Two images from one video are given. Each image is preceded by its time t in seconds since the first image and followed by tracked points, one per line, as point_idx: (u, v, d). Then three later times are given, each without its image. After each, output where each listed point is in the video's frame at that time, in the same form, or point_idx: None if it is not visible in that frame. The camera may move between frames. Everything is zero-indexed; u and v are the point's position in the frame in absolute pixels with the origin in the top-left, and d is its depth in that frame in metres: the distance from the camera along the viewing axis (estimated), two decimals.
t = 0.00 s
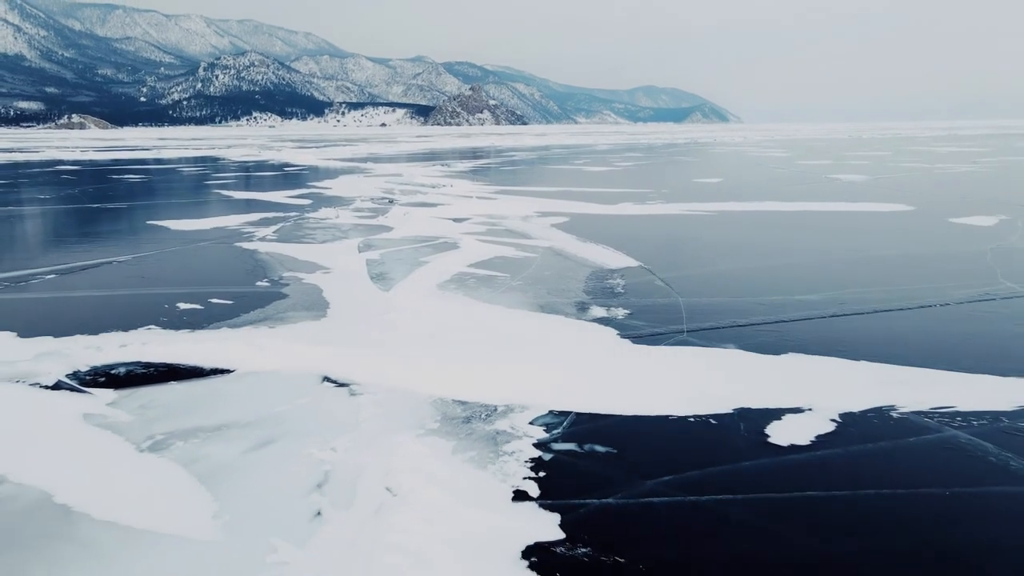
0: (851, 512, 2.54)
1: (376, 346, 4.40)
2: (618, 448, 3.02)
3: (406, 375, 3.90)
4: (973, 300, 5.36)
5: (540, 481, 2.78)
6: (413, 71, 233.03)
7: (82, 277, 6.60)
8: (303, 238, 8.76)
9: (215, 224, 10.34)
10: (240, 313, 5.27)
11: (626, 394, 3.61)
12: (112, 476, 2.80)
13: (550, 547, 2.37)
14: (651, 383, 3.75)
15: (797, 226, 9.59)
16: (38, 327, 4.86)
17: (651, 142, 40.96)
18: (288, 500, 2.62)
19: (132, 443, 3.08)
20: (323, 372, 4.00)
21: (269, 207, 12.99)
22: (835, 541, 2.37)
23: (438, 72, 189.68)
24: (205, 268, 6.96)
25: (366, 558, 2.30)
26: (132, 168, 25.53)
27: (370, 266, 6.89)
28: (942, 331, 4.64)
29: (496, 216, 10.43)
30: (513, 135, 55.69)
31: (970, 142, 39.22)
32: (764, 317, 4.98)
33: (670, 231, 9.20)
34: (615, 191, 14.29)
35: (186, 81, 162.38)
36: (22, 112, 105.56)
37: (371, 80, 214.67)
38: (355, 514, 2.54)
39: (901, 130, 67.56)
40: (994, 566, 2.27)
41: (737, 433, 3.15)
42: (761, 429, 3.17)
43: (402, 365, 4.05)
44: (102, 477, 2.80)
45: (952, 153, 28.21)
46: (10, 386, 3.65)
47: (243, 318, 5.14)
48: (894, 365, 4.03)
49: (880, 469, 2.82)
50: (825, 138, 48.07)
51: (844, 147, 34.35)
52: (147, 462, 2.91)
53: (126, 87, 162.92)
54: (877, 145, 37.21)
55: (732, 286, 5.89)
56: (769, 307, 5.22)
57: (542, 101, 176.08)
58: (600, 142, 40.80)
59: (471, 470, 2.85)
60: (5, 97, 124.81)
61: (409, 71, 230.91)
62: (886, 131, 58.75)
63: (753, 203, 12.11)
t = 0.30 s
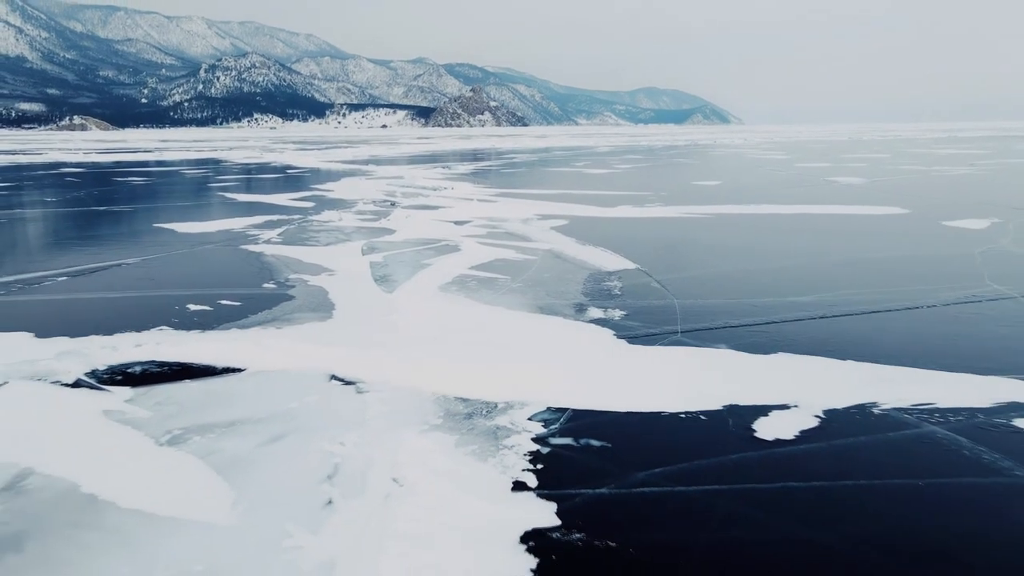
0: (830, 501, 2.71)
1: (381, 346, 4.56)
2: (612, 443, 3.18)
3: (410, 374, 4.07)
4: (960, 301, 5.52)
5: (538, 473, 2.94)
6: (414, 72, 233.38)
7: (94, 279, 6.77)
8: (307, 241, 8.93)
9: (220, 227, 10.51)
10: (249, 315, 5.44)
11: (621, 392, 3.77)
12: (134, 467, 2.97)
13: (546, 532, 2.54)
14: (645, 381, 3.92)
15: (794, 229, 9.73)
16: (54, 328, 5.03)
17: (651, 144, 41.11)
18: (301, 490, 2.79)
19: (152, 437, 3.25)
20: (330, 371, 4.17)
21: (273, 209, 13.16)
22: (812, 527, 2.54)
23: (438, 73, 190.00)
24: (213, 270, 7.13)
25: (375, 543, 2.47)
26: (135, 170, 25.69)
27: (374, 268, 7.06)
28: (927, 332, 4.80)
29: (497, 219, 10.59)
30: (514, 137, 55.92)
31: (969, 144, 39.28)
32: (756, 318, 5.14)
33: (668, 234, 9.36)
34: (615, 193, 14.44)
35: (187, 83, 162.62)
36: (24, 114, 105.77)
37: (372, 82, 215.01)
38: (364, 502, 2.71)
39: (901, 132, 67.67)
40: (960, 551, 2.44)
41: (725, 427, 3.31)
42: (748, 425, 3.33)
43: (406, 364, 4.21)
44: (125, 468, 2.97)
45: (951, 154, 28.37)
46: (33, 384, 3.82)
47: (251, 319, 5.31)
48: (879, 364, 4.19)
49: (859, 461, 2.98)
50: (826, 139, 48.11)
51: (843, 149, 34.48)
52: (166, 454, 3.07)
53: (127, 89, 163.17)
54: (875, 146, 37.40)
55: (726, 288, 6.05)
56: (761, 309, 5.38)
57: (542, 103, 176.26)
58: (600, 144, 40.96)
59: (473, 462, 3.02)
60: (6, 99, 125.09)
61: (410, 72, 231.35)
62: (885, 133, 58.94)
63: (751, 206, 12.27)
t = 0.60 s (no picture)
0: (811, 490, 2.88)
1: (386, 347, 4.74)
2: (607, 438, 3.35)
3: (414, 373, 4.24)
4: (947, 303, 5.68)
5: (536, 465, 3.12)
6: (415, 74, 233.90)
7: (105, 281, 6.95)
8: (312, 244, 9.11)
9: (226, 230, 10.68)
10: (258, 316, 5.62)
11: (616, 390, 3.94)
12: (155, 460, 3.14)
13: (544, 520, 2.72)
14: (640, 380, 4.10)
15: (790, 232, 9.91)
16: (70, 328, 5.21)
17: (652, 146, 41.31)
18: (313, 481, 2.96)
19: (170, 433, 3.42)
20: (338, 370, 4.35)
21: (277, 212, 13.34)
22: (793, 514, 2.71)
23: (440, 75, 190.35)
24: (220, 273, 7.32)
25: (384, 529, 2.65)
26: (139, 173, 25.90)
27: (378, 271, 7.24)
28: (912, 333, 4.97)
29: (498, 222, 10.77)
30: (515, 140, 56.16)
31: (968, 146, 39.61)
32: (748, 319, 5.31)
33: (666, 237, 9.53)
34: (614, 196, 14.62)
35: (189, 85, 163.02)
36: (27, 116, 106.17)
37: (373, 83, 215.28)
38: (372, 492, 2.88)
39: (901, 133, 67.97)
40: (930, 536, 2.61)
41: (715, 424, 3.48)
42: (736, 421, 3.50)
43: (410, 364, 4.39)
44: (146, 461, 3.14)
45: (949, 157, 28.54)
46: (55, 382, 3.99)
47: (260, 321, 5.49)
48: (864, 364, 4.36)
49: (840, 455, 3.15)
50: (825, 142, 48.48)
51: (843, 152, 34.65)
52: (185, 449, 3.25)
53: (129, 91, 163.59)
54: (875, 149, 37.57)
55: (721, 290, 6.23)
56: (754, 310, 5.55)
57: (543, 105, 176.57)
58: (601, 147, 41.18)
59: (475, 455, 3.19)
60: (9, 101, 125.53)
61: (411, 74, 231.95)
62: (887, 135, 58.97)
63: (750, 209, 12.44)
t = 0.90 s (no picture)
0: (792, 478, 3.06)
1: (391, 347, 4.93)
2: (601, 433, 3.54)
3: (417, 372, 4.43)
4: (933, 305, 5.85)
5: (534, 457, 3.31)
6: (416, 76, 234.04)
7: (117, 283, 7.15)
8: (317, 246, 9.31)
9: (232, 233, 10.89)
10: (267, 317, 5.81)
11: (612, 388, 4.13)
12: (175, 453, 3.33)
13: (541, 507, 2.90)
14: (634, 378, 4.29)
15: (787, 236, 10.08)
16: (87, 329, 5.40)
17: (652, 149, 41.46)
18: (324, 473, 3.15)
19: (188, 428, 3.60)
20: (345, 369, 4.54)
21: (281, 215, 13.54)
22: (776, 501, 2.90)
23: (440, 76, 190.96)
24: (229, 275, 7.52)
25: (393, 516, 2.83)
26: (143, 175, 26.11)
27: (382, 273, 7.43)
28: (898, 333, 5.15)
29: (498, 225, 10.96)
30: (516, 141, 56.31)
31: (967, 148, 39.55)
32: (741, 320, 5.50)
33: (663, 240, 9.71)
34: (614, 199, 14.80)
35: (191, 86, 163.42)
36: (29, 118, 106.48)
37: (375, 85, 215.85)
38: (380, 482, 3.07)
39: (902, 134, 68.15)
40: (903, 522, 2.79)
41: (704, 420, 3.67)
42: (725, 417, 3.69)
43: (414, 363, 4.58)
44: (166, 454, 3.32)
45: (948, 159, 28.68)
46: (76, 380, 4.18)
47: (269, 322, 5.68)
48: (850, 363, 4.54)
49: (823, 448, 3.33)
50: (828, 144, 48.26)
51: (842, 154, 34.80)
52: (203, 443, 3.43)
53: (131, 93, 164.00)
54: (874, 151, 37.78)
55: (716, 292, 6.41)
56: (747, 312, 5.74)
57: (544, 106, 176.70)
58: (601, 148, 41.30)
59: (477, 449, 3.38)
60: (11, 103, 125.89)
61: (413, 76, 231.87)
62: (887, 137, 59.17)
63: (747, 212, 12.61)
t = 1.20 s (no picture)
0: (774, 468, 3.28)
1: (397, 348, 5.16)
2: (596, 429, 3.77)
3: (422, 372, 4.66)
4: (919, 308, 6.06)
5: (534, 450, 3.53)
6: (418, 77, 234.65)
7: (131, 286, 7.38)
8: (322, 250, 9.55)
9: (239, 236, 11.13)
10: (277, 319, 6.05)
11: (607, 387, 4.35)
12: (197, 446, 3.56)
13: (540, 495, 3.13)
14: (628, 378, 4.52)
15: (783, 239, 10.29)
16: (105, 330, 5.63)
17: (653, 151, 41.68)
18: (337, 465, 3.38)
19: (208, 424, 3.83)
20: (354, 368, 4.77)
21: (286, 218, 13.78)
22: (758, 487, 3.12)
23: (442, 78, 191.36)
24: (238, 278, 7.75)
25: (402, 503, 3.06)
26: (147, 178, 26.36)
27: (387, 277, 7.66)
28: (883, 335, 5.37)
29: (500, 229, 11.19)
30: (517, 143, 56.44)
31: (965, 150, 39.78)
32: (733, 322, 5.72)
33: (661, 243, 9.94)
34: (613, 203, 15.03)
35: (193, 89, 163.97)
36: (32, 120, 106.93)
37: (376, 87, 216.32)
38: (389, 473, 3.30)
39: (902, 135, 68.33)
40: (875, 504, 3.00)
41: (693, 416, 3.89)
42: (713, 414, 3.91)
43: (419, 363, 4.81)
44: (189, 447, 3.55)
45: (946, 162, 28.88)
46: (100, 379, 4.42)
47: (280, 324, 5.91)
48: (834, 363, 4.76)
49: (804, 439, 3.56)
50: (827, 146, 48.68)
51: (841, 157, 35.05)
52: (223, 437, 3.66)
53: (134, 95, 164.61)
54: (872, 153, 38.04)
55: (710, 295, 6.64)
56: (739, 314, 5.97)
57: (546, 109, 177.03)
58: (602, 151, 41.52)
59: (480, 443, 3.61)
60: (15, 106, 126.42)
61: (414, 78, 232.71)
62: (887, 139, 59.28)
63: (744, 216, 12.83)
